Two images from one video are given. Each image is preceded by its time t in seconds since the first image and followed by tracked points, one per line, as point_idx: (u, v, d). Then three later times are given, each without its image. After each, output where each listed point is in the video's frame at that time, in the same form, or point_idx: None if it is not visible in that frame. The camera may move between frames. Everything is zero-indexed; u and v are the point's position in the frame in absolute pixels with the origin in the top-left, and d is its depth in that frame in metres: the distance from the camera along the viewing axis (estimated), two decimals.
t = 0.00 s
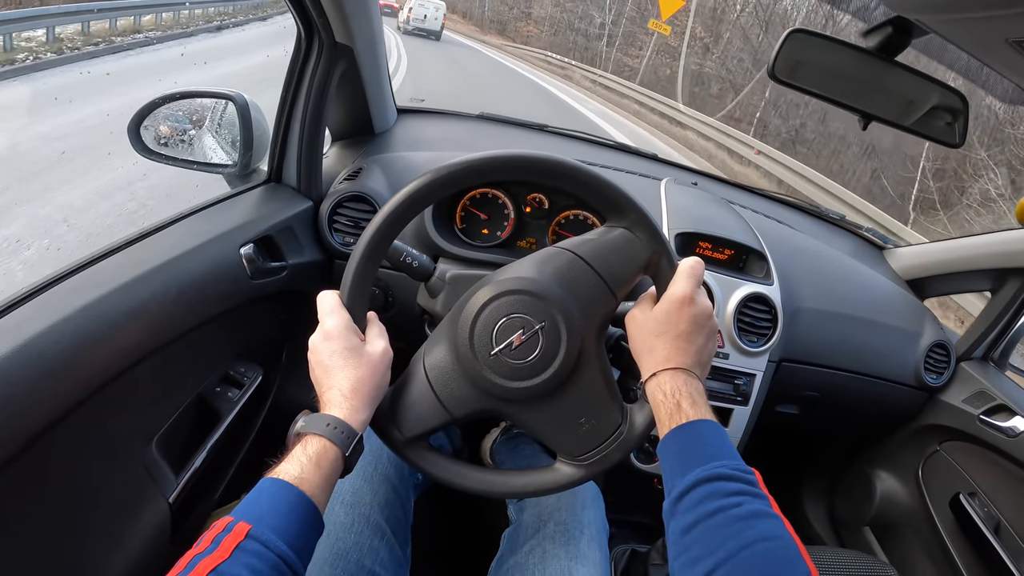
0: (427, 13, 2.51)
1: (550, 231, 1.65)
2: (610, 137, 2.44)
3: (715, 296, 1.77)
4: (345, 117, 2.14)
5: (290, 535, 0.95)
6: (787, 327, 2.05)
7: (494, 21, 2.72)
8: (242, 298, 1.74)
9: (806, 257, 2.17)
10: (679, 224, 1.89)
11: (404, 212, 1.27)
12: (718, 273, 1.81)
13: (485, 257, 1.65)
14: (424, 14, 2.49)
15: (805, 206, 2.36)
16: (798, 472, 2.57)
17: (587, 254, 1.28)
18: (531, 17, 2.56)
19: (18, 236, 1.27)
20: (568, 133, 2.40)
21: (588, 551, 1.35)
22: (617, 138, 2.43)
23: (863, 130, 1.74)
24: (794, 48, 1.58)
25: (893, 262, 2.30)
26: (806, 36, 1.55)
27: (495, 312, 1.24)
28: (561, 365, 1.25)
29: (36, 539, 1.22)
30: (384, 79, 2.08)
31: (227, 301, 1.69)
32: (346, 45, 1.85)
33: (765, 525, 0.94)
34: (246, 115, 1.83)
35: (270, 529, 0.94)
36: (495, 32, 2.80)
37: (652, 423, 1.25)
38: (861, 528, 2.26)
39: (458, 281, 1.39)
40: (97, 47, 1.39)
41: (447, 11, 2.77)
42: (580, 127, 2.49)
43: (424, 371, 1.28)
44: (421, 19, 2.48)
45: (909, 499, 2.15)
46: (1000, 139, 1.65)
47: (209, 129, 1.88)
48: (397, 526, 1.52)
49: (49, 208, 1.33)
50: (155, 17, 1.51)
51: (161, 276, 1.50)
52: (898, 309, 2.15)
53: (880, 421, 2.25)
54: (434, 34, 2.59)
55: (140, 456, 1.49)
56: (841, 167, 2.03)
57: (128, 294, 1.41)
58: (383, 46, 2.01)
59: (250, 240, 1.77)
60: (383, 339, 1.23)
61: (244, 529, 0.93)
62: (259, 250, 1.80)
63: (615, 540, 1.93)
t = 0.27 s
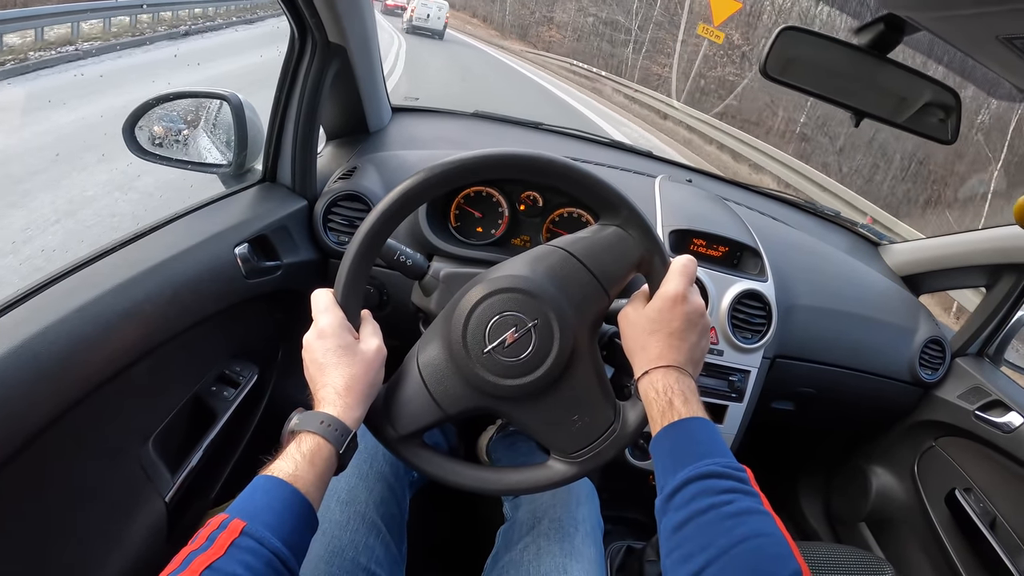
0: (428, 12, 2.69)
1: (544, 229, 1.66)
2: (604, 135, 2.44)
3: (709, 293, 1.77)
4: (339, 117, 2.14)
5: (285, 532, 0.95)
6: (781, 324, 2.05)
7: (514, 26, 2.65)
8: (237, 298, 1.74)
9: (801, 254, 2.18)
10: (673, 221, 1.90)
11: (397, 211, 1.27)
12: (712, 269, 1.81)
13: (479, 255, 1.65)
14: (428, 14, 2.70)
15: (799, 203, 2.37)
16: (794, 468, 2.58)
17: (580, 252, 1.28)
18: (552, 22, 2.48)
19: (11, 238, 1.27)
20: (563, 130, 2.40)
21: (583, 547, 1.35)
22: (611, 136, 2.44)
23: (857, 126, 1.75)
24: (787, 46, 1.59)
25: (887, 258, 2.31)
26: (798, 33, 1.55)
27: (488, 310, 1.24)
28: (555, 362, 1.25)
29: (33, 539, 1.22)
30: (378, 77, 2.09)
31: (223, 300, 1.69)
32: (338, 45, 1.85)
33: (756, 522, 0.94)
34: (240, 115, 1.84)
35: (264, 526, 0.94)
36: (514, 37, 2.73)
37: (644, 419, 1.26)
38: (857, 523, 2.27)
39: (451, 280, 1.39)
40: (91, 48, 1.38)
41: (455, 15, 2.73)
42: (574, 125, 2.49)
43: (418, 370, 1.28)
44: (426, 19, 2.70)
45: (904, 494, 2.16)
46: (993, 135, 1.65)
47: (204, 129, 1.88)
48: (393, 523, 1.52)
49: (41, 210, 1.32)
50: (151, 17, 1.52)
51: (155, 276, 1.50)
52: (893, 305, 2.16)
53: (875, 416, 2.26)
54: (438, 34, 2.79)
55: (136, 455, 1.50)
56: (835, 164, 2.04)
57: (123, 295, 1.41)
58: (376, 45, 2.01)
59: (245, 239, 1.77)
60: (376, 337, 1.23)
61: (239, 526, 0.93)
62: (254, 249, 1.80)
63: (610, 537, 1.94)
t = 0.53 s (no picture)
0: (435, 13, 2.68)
1: (539, 225, 1.65)
2: (599, 131, 2.43)
3: (705, 288, 1.76)
4: (333, 114, 2.13)
5: (278, 532, 0.94)
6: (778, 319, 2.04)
7: (536, 29, 2.54)
8: (230, 298, 1.73)
9: (798, 248, 2.17)
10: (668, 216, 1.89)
11: (388, 208, 1.26)
12: (708, 265, 1.80)
13: (473, 251, 1.64)
14: (433, 14, 2.68)
15: (795, 197, 2.36)
16: (792, 464, 2.57)
17: (574, 248, 1.27)
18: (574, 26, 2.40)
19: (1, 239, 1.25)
20: (558, 126, 2.39)
21: (580, 544, 1.34)
22: (606, 131, 2.42)
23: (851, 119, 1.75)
24: (779, 40, 1.59)
25: (884, 252, 2.30)
26: (792, 25, 1.54)
27: (481, 307, 1.23)
28: (549, 359, 1.24)
29: (27, 542, 1.21)
30: (371, 74, 2.07)
31: (216, 300, 1.68)
32: (330, 42, 1.84)
33: (751, 520, 0.94)
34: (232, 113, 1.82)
35: (257, 526, 0.93)
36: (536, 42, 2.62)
37: (640, 415, 1.25)
38: (856, 518, 2.26)
39: (445, 277, 1.38)
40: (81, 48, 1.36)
41: (466, 16, 2.68)
42: (570, 120, 2.48)
43: (411, 368, 1.27)
44: (430, 19, 2.68)
45: (903, 489, 2.16)
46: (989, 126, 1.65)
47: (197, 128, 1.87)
48: (389, 522, 1.51)
49: (30, 211, 1.31)
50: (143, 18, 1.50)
51: (148, 276, 1.49)
52: (890, 299, 2.15)
53: (873, 411, 2.25)
54: (444, 34, 2.76)
55: (129, 456, 1.49)
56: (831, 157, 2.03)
57: (115, 296, 1.40)
58: (369, 42, 2.00)
59: (238, 239, 1.76)
60: (369, 334, 1.22)
61: (232, 526, 0.92)
62: (247, 248, 1.79)
63: (608, 534, 1.93)
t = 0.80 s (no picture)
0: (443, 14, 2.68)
1: (536, 224, 1.65)
2: (596, 130, 2.44)
3: (702, 287, 1.77)
4: (330, 114, 2.13)
5: (278, 531, 0.94)
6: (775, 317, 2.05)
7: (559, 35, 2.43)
8: (228, 299, 1.73)
9: (795, 246, 2.17)
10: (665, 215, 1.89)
11: (385, 209, 1.26)
12: (705, 263, 1.80)
13: (471, 251, 1.64)
14: (440, 15, 2.70)
15: (792, 195, 2.37)
16: (790, 462, 2.58)
17: (571, 247, 1.27)
18: (601, 32, 2.33)
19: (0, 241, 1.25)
20: (554, 125, 2.39)
21: (579, 542, 1.34)
22: (603, 130, 2.42)
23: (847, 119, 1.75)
24: (773, 40, 1.59)
25: (881, 250, 2.31)
26: (786, 24, 1.54)
27: (479, 307, 1.24)
28: (546, 358, 1.24)
29: (28, 543, 1.21)
30: (368, 74, 2.07)
31: (214, 301, 1.68)
32: (327, 43, 1.84)
33: (748, 518, 0.94)
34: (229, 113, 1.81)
35: (258, 526, 0.93)
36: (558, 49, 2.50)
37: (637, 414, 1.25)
38: (853, 514, 2.27)
39: (443, 277, 1.39)
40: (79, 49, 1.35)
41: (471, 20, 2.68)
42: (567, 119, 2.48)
43: (410, 367, 1.28)
44: (438, 20, 2.71)
45: (900, 485, 2.17)
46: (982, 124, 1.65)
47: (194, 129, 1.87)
48: (389, 522, 1.52)
49: (29, 213, 1.30)
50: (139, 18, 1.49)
51: (146, 278, 1.49)
52: (887, 297, 2.16)
53: (870, 408, 2.26)
54: (452, 36, 2.74)
55: (129, 457, 1.49)
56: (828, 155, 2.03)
57: (114, 297, 1.40)
58: (366, 42, 2.00)
59: (235, 240, 1.76)
60: (368, 333, 1.22)
61: (232, 526, 0.92)
62: (244, 249, 1.79)
63: (607, 532, 1.94)
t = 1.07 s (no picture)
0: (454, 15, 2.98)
1: (531, 223, 1.66)
2: (591, 129, 2.44)
3: (697, 286, 1.77)
4: (325, 115, 2.13)
5: (274, 531, 0.94)
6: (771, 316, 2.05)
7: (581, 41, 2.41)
8: (223, 300, 1.72)
9: (791, 245, 2.17)
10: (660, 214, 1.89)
11: (379, 210, 1.26)
12: (700, 262, 1.80)
13: (467, 251, 1.64)
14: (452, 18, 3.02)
15: (788, 193, 2.37)
16: (786, 460, 2.59)
17: (566, 248, 1.27)
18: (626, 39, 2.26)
19: None
20: (549, 125, 2.39)
21: (575, 541, 1.35)
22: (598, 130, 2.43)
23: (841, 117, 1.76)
24: (767, 38, 1.60)
25: (876, 248, 2.31)
26: (779, 22, 1.55)
27: (474, 307, 1.23)
28: (541, 358, 1.24)
29: (24, 547, 1.20)
30: (363, 75, 2.07)
31: (210, 302, 1.68)
32: (321, 44, 1.84)
33: (744, 519, 0.94)
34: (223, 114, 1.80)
35: (254, 527, 0.92)
36: (581, 56, 2.48)
37: (632, 414, 1.26)
38: (850, 512, 2.27)
39: (438, 277, 1.39)
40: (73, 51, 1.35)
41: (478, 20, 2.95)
42: (562, 119, 2.48)
43: (404, 368, 1.27)
44: (450, 24, 3.09)
45: (897, 483, 2.17)
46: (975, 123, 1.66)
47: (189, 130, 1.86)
48: (387, 522, 1.52)
49: (21, 216, 1.30)
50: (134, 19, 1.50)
51: (142, 280, 1.48)
52: (882, 294, 2.16)
53: (867, 406, 2.27)
54: (463, 35, 3.20)
55: (124, 458, 1.48)
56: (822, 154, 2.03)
57: (109, 299, 1.39)
58: (360, 43, 2.00)
59: (230, 241, 1.75)
60: (363, 332, 1.22)
61: (228, 527, 0.92)
62: (240, 250, 1.79)
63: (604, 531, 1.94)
